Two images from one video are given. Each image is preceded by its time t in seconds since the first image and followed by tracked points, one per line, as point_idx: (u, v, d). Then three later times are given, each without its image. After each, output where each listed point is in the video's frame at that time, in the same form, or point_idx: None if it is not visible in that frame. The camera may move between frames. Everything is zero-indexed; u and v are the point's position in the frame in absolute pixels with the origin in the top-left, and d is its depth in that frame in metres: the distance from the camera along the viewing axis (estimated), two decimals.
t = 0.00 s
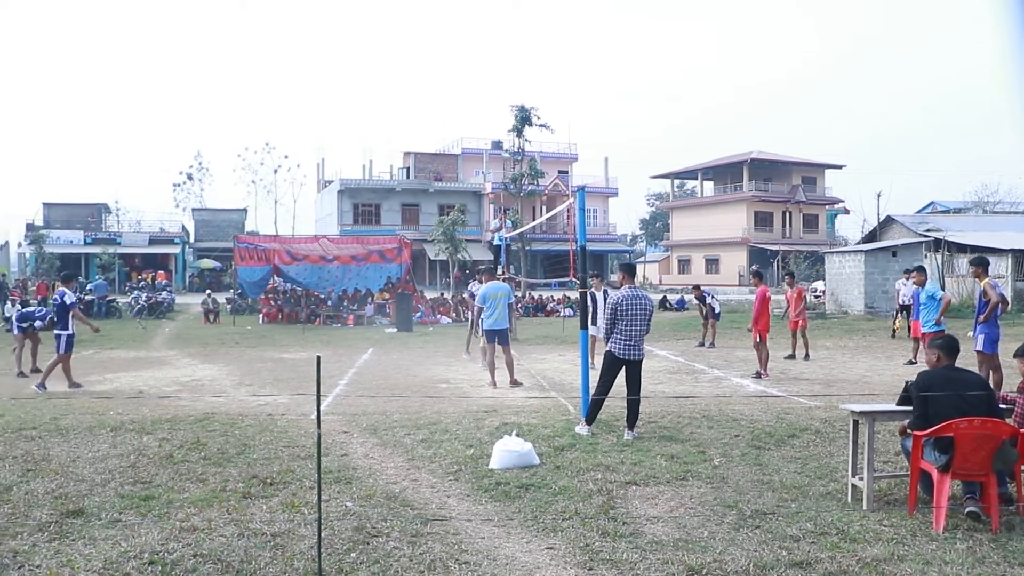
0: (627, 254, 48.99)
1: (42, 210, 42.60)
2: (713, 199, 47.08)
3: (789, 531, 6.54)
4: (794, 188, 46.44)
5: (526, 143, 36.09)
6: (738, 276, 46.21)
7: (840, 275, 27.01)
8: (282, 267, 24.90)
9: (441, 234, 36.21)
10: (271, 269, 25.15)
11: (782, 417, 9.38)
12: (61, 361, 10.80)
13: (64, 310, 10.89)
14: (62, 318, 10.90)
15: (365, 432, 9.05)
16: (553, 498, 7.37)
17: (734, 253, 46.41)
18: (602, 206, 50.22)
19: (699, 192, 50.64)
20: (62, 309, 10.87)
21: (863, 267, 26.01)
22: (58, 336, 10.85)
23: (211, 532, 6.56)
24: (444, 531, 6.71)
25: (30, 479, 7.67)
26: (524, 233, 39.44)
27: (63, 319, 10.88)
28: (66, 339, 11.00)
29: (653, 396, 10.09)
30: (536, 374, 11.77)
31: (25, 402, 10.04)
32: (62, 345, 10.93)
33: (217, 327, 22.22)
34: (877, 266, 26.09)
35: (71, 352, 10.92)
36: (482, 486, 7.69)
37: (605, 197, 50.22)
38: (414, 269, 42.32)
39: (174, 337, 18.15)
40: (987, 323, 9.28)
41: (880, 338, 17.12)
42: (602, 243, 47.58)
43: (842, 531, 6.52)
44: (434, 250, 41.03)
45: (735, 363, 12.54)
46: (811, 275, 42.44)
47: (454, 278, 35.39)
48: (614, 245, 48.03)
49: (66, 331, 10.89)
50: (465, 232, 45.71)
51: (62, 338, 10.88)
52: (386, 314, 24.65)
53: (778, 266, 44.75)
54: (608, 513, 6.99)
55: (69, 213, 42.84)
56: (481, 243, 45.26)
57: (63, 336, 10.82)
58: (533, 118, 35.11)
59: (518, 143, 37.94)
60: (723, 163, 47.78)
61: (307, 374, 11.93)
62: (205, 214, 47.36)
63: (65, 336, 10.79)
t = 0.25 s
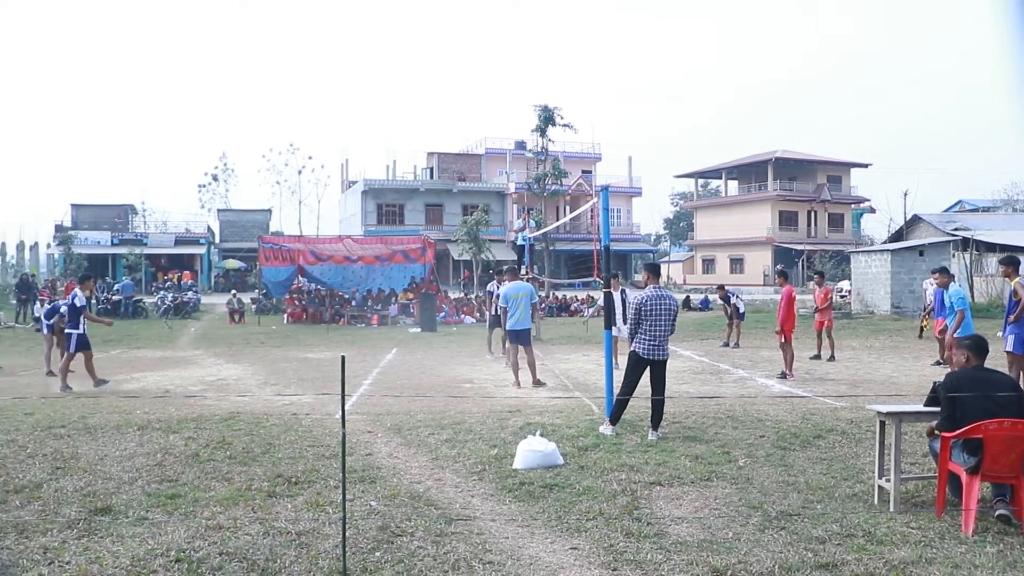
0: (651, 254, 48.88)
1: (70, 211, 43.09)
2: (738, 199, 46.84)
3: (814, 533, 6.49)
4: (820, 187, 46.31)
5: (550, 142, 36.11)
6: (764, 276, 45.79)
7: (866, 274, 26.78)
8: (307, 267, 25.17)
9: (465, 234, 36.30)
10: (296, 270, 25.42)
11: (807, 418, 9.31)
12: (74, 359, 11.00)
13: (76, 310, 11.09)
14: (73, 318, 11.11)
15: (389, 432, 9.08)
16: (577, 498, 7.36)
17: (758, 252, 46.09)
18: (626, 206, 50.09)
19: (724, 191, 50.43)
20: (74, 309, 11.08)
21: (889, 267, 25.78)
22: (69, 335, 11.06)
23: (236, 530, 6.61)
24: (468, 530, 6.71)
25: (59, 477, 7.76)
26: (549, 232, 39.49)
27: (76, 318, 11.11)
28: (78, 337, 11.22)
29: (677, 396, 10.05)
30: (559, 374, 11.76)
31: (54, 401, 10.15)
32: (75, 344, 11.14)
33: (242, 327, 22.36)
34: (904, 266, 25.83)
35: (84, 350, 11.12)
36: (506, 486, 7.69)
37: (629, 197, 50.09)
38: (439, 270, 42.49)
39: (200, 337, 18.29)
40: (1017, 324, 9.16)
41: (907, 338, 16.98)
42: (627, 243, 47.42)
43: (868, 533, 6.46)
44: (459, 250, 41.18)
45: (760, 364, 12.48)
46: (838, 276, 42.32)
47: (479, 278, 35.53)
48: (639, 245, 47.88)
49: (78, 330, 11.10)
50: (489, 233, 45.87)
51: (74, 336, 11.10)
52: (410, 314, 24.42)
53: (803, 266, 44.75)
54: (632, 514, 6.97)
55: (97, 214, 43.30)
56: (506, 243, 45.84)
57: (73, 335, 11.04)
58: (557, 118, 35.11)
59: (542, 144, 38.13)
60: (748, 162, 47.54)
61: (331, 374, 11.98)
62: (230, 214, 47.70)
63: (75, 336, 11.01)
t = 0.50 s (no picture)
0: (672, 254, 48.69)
1: (95, 212, 43.56)
2: (759, 199, 46.60)
3: (837, 534, 6.45)
4: (842, 185, 45.95)
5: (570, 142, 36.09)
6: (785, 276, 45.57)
7: (889, 274, 26.57)
8: (328, 267, 25.41)
9: (486, 234, 36.37)
10: (318, 270, 25.68)
11: (829, 418, 9.25)
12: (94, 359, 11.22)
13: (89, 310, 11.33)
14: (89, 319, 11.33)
15: (410, 431, 9.10)
16: (598, 498, 7.35)
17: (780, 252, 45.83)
18: (647, 205, 49.94)
19: (745, 190, 50.18)
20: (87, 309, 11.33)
21: (913, 267, 25.57)
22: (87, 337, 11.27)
23: (258, 529, 6.65)
24: (489, 530, 6.72)
25: (83, 475, 7.84)
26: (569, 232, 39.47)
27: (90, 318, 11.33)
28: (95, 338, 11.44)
29: (698, 396, 10.01)
30: (580, 374, 11.76)
31: (80, 400, 10.26)
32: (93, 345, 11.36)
33: (264, 326, 22.48)
34: (928, 265, 25.62)
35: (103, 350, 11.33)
36: (527, 486, 7.69)
37: (650, 196, 49.94)
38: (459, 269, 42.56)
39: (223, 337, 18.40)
40: None
41: (932, 338, 16.86)
42: (648, 243, 47.26)
43: (892, 535, 6.41)
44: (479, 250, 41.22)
45: (782, 364, 12.41)
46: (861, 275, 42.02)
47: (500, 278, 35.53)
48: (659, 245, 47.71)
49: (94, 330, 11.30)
50: (509, 232, 45.83)
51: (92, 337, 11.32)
52: (431, 314, 24.54)
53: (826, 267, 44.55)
54: (653, 514, 6.95)
55: (120, 215, 43.74)
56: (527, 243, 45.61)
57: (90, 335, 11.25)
58: (578, 118, 35.08)
59: (562, 143, 38.08)
60: (771, 161, 47.26)
61: (353, 374, 12.03)
62: (251, 215, 48.01)
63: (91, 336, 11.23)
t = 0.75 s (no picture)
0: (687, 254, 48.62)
1: (112, 212, 43.87)
2: (775, 198, 46.47)
3: (853, 535, 6.42)
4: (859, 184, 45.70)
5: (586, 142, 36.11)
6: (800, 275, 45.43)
7: (906, 274, 26.44)
8: (343, 267, 25.66)
9: (501, 234, 36.45)
10: (332, 270, 25.90)
11: (845, 419, 9.21)
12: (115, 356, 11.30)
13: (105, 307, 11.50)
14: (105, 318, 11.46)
15: (425, 431, 9.12)
16: (613, 498, 7.34)
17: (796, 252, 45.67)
18: (662, 205, 49.86)
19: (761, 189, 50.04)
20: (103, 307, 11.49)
21: (930, 266, 25.45)
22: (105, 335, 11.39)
23: (274, 528, 6.67)
24: (504, 530, 6.72)
25: (101, 474, 7.88)
26: (584, 232, 39.45)
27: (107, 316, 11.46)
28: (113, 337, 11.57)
29: (713, 397, 9.99)
30: (595, 374, 11.75)
31: (100, 400, 10.33)
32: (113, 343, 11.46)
33: (280, 326, 22.54)
34: (945, 265, 25.48)
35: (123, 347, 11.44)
36: (541, 486, 7.69)
37: (665, 196, 49.87)
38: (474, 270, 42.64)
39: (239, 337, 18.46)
40: None
41: (949, 338, 16.78)
42: (662, 243, 47.18)
43: (908, 537, 6.38)
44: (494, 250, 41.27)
45: (799, 364, 12.38)
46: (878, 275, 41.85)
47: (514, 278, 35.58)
48: (675, 245, 47.62)
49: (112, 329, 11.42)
50: (525, 232, 45.82)
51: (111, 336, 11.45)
52: (446, 314, 24.35)
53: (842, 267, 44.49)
54: (668, 515, 6.94)
55: (137, 215, 44.01)
56: (541, 243, 45.27)
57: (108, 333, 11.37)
58: (593, 118, 35.05)
59: (578, 143, 38.18)
60: (787, 160, 47.07)
61: (368, 374, 12.06)
62: (268, 215, 48.18)
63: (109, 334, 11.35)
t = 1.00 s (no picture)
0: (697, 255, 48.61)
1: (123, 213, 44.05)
2: (784, 198, 46.46)
3: (864, 536, 6.41)
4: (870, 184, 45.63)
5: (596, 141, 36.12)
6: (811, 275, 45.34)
7: (917, 274, 26.40)
8: (354, 267, 25.55)
9: (511, 234, 36.56)
10: (343, 270, 25.86)
11: (857, 419, 9.20)
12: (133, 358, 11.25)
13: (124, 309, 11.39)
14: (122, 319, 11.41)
15: (436, 431, 9.12)
16: (624, 498, 7.34)
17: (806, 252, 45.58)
18: (672, 205, 49.85)
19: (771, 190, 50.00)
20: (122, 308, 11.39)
21: (942, 266, 25.42)
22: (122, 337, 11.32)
23: (284, 528, 6.68)
24: (515, 530, 6.73)
25: (112, 474, 7.91)
26: (594, 232, 39.42)
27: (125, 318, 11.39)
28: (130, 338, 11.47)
29: (724, 397, 9.99)
30: (606, 374, 11.76)
31: (113, 399, 10.36)
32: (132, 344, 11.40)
33: (291, 327, 22.57)
34: (957, 265, 25.42)
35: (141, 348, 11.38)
36: (552, 486, 7.69)
37: (675, 196, 49.89)
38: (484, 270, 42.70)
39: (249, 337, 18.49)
40: None
41: (962, 338, 16.75)
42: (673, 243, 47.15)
43: (919, 537, 6.37)
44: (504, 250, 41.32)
45: (810, 364, 12.37)
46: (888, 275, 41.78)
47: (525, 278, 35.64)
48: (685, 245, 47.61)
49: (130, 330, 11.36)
50: (535, 232, 45.79)
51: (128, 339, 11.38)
52: (457, 314, 24.57)
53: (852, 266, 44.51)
54: (679, 515, 6.94)
55: (148, 216, 44.16)
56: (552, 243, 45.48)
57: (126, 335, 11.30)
58: (604, 118, 35.08)
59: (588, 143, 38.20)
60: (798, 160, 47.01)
61: (379, 373, 12.07)
62: (278, 215, 48.28)
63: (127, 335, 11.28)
